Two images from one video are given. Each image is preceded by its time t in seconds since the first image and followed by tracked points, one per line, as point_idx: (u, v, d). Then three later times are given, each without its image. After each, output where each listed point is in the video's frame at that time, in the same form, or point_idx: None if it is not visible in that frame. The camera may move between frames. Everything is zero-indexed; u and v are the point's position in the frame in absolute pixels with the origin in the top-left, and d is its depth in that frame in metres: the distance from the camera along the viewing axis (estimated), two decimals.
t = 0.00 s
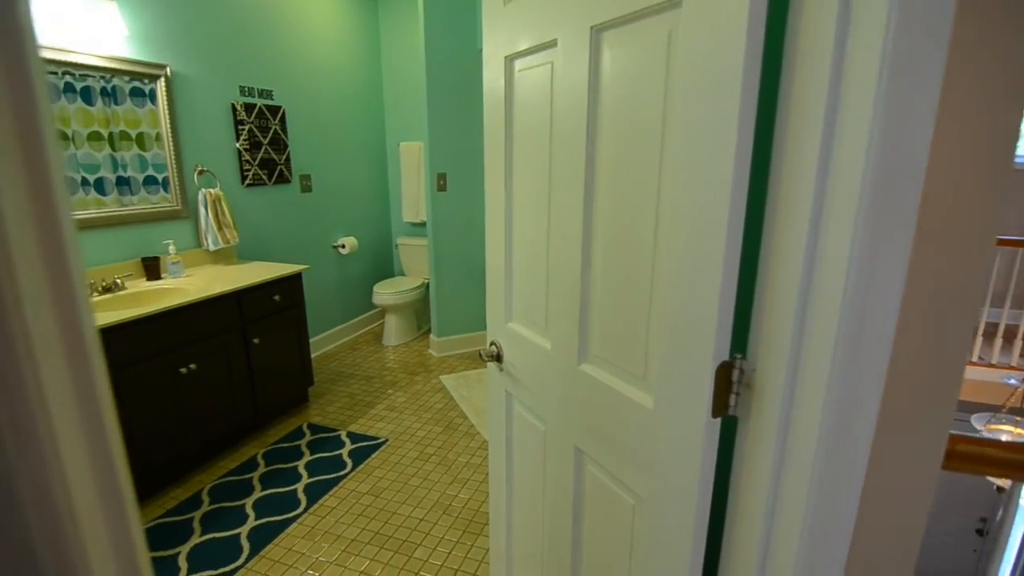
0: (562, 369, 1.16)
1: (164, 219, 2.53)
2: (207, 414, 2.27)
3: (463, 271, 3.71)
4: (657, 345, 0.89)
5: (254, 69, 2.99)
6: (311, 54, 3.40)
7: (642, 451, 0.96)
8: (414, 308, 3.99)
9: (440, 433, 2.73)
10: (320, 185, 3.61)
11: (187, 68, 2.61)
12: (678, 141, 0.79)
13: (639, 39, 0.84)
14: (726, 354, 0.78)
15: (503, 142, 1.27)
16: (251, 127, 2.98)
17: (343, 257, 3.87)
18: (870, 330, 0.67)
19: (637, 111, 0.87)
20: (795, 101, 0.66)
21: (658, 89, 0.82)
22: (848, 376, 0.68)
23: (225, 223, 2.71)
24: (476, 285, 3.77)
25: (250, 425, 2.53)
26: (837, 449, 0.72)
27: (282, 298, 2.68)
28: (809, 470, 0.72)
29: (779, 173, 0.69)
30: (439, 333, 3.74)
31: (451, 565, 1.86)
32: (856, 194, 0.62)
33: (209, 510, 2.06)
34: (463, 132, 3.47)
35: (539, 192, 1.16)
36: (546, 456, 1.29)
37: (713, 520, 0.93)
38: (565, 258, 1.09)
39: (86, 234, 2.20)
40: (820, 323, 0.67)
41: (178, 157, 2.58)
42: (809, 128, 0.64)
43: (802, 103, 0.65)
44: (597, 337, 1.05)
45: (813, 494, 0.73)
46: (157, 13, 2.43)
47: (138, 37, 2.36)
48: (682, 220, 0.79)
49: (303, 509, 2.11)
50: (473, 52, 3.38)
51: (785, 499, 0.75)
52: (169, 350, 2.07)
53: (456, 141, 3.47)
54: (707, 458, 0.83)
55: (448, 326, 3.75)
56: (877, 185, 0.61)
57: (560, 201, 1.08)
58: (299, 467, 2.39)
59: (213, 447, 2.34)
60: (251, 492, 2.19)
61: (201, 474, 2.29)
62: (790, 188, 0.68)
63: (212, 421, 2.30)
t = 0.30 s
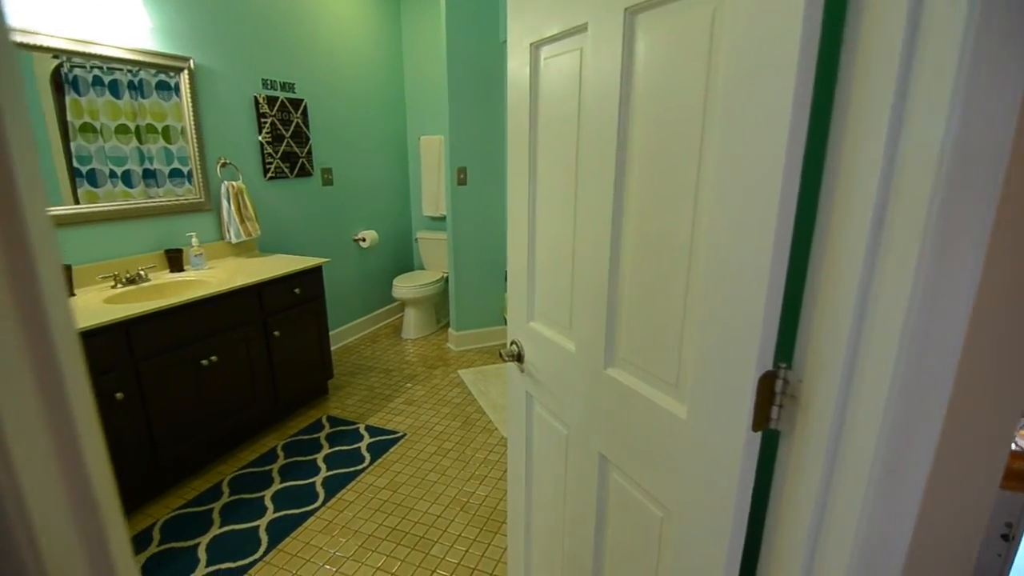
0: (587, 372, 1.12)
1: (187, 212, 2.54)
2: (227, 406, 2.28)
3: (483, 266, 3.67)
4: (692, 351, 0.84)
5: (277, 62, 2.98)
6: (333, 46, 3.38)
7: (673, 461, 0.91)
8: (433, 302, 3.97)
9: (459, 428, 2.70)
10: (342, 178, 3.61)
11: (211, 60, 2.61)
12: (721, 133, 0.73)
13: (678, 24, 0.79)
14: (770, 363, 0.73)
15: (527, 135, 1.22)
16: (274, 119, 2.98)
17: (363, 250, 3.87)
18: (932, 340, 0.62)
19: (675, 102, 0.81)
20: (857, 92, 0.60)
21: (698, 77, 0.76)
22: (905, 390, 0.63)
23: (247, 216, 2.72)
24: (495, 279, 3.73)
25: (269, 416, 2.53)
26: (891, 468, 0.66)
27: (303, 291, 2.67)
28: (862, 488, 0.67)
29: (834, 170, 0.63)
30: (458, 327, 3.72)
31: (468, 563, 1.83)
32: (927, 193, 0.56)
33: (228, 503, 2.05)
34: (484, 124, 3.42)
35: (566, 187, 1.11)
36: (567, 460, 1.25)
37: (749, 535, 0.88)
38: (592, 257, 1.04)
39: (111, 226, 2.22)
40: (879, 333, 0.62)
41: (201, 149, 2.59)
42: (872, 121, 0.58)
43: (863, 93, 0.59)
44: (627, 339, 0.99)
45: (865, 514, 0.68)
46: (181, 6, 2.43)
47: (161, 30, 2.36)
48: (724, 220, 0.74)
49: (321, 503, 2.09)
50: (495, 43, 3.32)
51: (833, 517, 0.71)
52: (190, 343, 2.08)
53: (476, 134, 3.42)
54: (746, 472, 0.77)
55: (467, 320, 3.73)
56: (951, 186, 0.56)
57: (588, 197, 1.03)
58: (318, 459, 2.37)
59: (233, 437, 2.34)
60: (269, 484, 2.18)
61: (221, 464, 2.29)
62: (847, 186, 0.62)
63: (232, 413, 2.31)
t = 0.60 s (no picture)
0: (613, 378, 1.05)
1: (208, 206, 2.54)
2: (245, 402, 2.27)
3: (503, 262, 3.61)
4: (731, 360, 0.76)
5: (297, 55, 2.96)
6: (354, 39, 3.35)
7: (707, 480, 0.84)
8: (453, 298, 3.93)
9: (477, 427, 2.65)
10: (362, 172, 3.58)
11: (231, 53, 2.59)
12: (769, 119, 0.65)
13: None
14: (821, 378, 0.65)
15: (551, 125, 1.16)
16: (294, 113, 2.96)
17: (383, 245, 3.85)
18: (1014, 357, 0.55)
19: (715, 87, 0.73)
20: (932, 68, 0.51)
21: (744, 59, 0.69)
22: (980, 412, 0.56)
23: (266, 210, 2.70)
24: (516, 276, 3.67)
25: (288, 412, 2.52)
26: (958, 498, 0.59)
27: (322, 286, 2.65)
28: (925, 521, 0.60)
29: (902, 161, 0.55)
30: (478, 324, 3.67)
31: (485, 569, 1.78)
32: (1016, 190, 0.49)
33: (245, 499, 2.04)
34: (506, 117, 3.34)
35: (592, 180, 1.03)
36: (590, 470, 1.19)
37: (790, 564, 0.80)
38: (619, 256, 0.97)
39: (133, 220, 2.23)
40: (952, 348, 0.55)
41: (221, 143, 2.58)
42: (953, 102, 0.50)
43: (940, 72, 0.51)
44: (657, 345, 0.92)
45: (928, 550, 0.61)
46: None
47: (182, 23, 2.35)
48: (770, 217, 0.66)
49: (337, 501, 2.06)
50: (517, 35, 3.24)
51: (890, 551, 0.64)
52: (209, 338, 2.07)
53: (497, 128, 3.34)
54: (791, 496, 0.70)
55: (487, 317, 3.68)
56: None
57: (616, 192, 0.96)
58: (335, 457, 2.35)
59: (251, 433, 2.34)
60: (287, 481, 2.16)
61: (240, 460, 2.28)
62: (918, 180, 0.54)
63: (250, 409, 2.30)
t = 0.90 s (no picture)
0: (643, 389, 0.98)
1: (234, 202, 2.56)
2: (268, 397, 2.27)
3: (527, 259, 3.55)
4: (777, 375, 0.69)
5: (322, 50, 2.95)
6: (379, 34, 3.33)
7: (746, 502, 0.77)
8: (476, 295, 3.89)
9: (499, 427, 2.61)
10: (386, 168, 3.57)
11: (257, 49, 2.60)
12: (828, 106, 0.57)
13: None
14: (882, 398, 0.58)
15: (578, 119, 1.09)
16: (319, 109, 2.95)
17: (407, 242, 3.83)
18: None
19: (762, 71, 0.66)
20: None
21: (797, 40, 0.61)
22: None
23: (291, 206, 2.71)
24: (540, 274, 3.61)
25: (310, 409, 2.52)
26: None
27: (345, 283, 2.64)
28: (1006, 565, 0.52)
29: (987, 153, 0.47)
30: (501, 322, 3.62)
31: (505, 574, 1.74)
32: None
33: (267, 495, 2.04)
34: (531, 111, 3.28)
35: (622, 176, 0.97)
36: (616, 483, 1.13)
37: None
38: (650, 257, 0.91)
39: (160, 216, 2.24)
40: None
41: (247, 140, 2.59)
42: None
43: None
44: (693, 355, 0.86)
45: None
46: None
47: (209, 20, 2.36)
48: (825, 218, 0.59)
49: (357, 500, 2.05)
50: (543, 27, 3.18)
51: None
52: (233, 333, 2.07)
53: (522, 122, 3.28)
54: (843, 526, 0.63)
55: (510, 315, 3.63)
56: None
57: (648, 190, 0.89)
58: (356, 454, 2.34)
59: (274, 429, 2.34)
60: (308, 478, 2.16)
61: (263, 455, 2.29)
62: (1006, 175, 0.47)
63: (273, 404, 2.30)
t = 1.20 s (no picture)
0: (672, 404, 0.92)
1: (263, 200, 2.58)
2: (293, 395, 2.28)
3: (554, 259, 3.49)
4: (824, 398, 0.62)
5: (351, 49, 2.95)
6: (408, 31, 3.31)
7: (786, 536, 0.70)
8: (502, 294, 3.85)
9: (523, 430, 2.56)
10: (414, 166, 3.56)
11: (286, 48, 2.61)
12: (889, 93, 0.50)
13: None
14: (949, 433, 0.50)
15: (606, 113, 1.03)
16: (347, 107, 2.95)
17: (434, 240, 3.82)
18: None
19: (811, 57, 0.58)
20: None
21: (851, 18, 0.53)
22: None
23: (319, 205, 2.72)
24: (567, 273, 3.54)
25: (336, 407, 2.53)
26: None
27: (370, 282, 2.62)
28: None
29: None
30: (527, 322, 3.57)
31: None
32: None
33: (290, 493, 2.05)
34: (560, 107, 3.21)
35: (652, 175, 0.90)
36: (642, 501, 1.06)
37: None
38: (682, 263, 0.84)
39: (191, 214, 2.28)
40: None
41: (276, 139, 2.60)
42: None
43: None
44: (727, 369, 0.79)
45: None
46: None
47: (240, 19, 2.38)
48: (883, 224, 0.51)
49: (378, 501, 2.04)
50: (573, 21, 3.10)
51: None
52: (258, 332, 2.08)
53: (551, 119, 3.21)
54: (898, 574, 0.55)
55: (537, 315, 3.57)
56: None
57: (681, 191, 0.82)
58: (379, 454, 2.33)
59: (299, 427, 2.35)
60: (331, 477, 2.16)
61: (289, 452, 2.31)
62: None
63: (298, 402, 2.31)
